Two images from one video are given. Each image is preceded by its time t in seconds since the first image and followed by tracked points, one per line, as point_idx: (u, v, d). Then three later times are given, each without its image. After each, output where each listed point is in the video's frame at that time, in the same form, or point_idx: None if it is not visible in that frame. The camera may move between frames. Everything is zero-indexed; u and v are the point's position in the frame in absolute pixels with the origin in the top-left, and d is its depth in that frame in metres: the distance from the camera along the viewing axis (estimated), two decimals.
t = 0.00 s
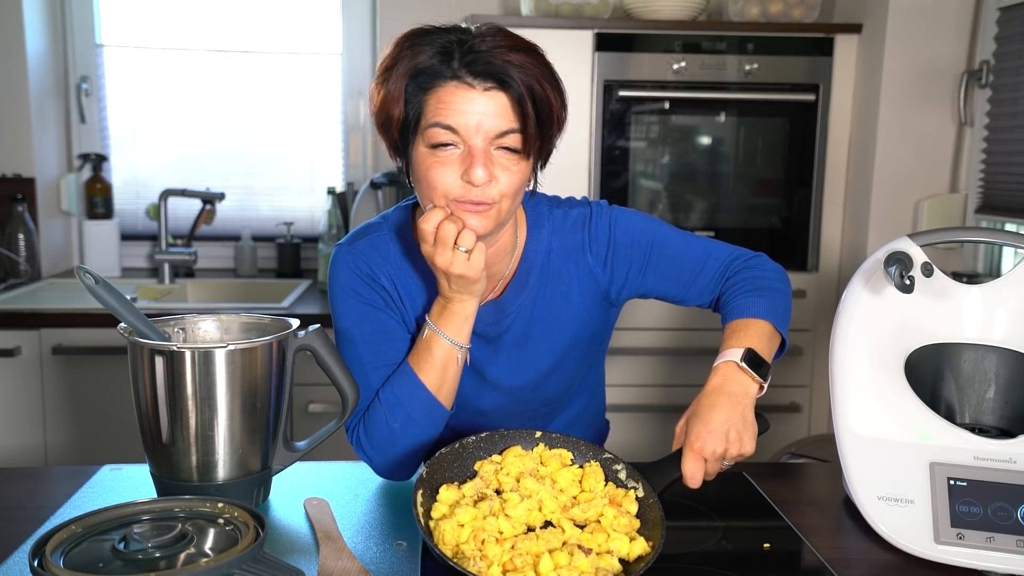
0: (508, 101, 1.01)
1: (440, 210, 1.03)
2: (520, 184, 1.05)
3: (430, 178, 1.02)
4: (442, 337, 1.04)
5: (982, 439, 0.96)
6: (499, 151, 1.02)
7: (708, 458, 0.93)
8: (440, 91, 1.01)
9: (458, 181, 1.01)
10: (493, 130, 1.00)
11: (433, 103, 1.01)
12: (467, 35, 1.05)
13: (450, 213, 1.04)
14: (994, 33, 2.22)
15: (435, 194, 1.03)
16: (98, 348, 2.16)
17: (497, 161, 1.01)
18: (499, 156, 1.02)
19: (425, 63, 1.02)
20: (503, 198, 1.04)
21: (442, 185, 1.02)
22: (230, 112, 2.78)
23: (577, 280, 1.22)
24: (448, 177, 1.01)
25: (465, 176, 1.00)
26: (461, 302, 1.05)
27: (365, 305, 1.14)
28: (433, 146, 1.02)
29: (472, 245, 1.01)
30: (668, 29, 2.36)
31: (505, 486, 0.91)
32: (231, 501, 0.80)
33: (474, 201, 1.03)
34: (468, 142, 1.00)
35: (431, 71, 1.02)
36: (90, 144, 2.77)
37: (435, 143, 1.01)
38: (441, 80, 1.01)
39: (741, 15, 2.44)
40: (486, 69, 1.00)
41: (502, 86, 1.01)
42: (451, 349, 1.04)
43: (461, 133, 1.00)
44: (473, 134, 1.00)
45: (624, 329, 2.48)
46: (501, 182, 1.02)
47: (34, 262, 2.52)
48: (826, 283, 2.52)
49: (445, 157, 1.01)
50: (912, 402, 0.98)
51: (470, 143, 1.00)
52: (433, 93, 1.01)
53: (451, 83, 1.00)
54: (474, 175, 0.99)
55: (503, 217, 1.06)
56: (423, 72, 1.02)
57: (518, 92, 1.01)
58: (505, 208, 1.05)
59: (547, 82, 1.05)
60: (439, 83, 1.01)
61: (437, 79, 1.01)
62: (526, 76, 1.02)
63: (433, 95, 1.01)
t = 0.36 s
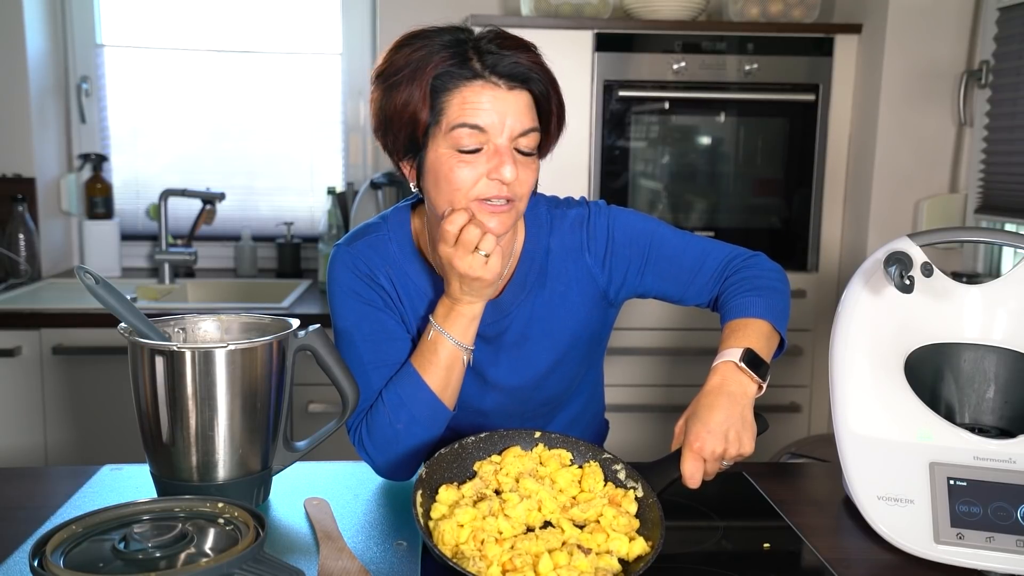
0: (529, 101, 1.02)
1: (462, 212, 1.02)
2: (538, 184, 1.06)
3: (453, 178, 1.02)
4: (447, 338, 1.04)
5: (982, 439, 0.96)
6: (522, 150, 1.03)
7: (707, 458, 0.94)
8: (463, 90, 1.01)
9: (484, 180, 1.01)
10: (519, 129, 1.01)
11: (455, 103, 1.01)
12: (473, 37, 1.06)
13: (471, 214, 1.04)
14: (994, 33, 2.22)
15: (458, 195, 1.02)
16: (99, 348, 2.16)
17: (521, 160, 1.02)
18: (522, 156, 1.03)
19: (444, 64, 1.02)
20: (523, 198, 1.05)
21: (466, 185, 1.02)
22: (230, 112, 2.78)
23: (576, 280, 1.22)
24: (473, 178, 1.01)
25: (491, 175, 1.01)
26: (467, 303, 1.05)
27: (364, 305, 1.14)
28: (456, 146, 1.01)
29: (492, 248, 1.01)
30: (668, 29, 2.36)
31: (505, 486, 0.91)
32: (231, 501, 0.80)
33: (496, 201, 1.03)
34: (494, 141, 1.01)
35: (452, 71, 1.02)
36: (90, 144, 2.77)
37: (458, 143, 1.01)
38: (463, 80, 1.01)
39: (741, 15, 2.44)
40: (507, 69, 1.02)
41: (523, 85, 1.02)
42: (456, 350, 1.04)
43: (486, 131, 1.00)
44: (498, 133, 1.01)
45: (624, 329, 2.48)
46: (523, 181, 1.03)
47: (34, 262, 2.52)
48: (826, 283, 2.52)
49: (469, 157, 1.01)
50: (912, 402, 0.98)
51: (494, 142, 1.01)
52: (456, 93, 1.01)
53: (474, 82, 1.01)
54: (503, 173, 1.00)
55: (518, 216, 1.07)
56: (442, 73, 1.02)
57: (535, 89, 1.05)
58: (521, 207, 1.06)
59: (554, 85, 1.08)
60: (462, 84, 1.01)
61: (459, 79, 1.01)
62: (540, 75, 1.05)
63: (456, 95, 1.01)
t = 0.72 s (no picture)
0: (510, 109, 1.01)
1: (432, 216, 1.02)
2: (513, 194, 1.05)
3: (425, 179, 1.02)
4: (444, 335, 1.04)
5: (982, 439, 0.96)
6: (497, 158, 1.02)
7: (705, 459, 0.93)
8: (442, 92, 1.01)
9: (453, 184, 1.01)
10: (492, 136, 1.00)
11: (435, 103, 1.01)
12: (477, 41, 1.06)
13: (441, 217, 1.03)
14: (994, 34, 2.22)
15: (428, 196, 1.03)
16: (99, 348, 2.16)
17: (492, 168, 1.01)
18: (497, 163, 1.02)
19: (432, 63, 1.03)
20: (495, 207, 1.04)
21: (436, 187, 1.01)
22: (230, 112, 2.78)
23: (574, 280, 1.22)
24: (441, 180, 1.01)
25: (459, 180, 1.00)
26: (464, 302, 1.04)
27: (362, 305, 1.14)
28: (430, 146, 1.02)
29: (467, 249, 0.99)
30: (668, 29, 2.36)
31: (503, 486, 0.91)
32: (231, 501, 0.80)
33: (466, 207, 1.02)
34: (466, 146, 1.00)
35: (438, 71, 1.02)
36: (90, 144, 2.77)
37: (432, 145, 1.01)
38: (447, 81, 1.01)
39: (741, 15, 2.44)
40: (491, 76, 1.01)
41: (504, 94, 1.01)
42: (454, 347, 1.04)
43: (460, 136, 1.00)
44: (471, 138, 1.00)
45: (624, 329, 2.48)
46: (494, 189, 1.02)
47: (34, 262, 2.52)
48: (826, 283, 2.52)
49: (441, 159, 1.01)
50: (912, 402, 0.98)
51: (467, 146, 1.00)
52: (436, 93, 1.02)
53: (454, 86, 1.01)
54: (467, 179, 0.99)
55: (493, 224, 1.06)
56: (429, 72, 1.03)
57: (520, 100, 1.02)
58: (496, 216, 1.05)
59: (549, 96, 1.06)
60: (444, 85, 1.01)
61: (443, 80, 1.02)
62: (530, 86, 1.03)
63: (437, 96, 1.02)
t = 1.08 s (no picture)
0: (519, 111, 1.02)
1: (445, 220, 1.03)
2: (526, 193, 1.06)
3: (437, 184, 1.02)
4: (449, 335, 1.05)
5: (982, 439, 0.96)
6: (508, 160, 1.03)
7: (703, 459, 0.93)
8: (450, 98, 1.01)
9: (467, 188, 1.02)
10: (506, 140, 1.01)
11: (443, 109, 1.01)
12: (472, 41, 1.05)
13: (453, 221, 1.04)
14: (994, 34, 2.22)
15: (442, 201, 1.03)
16: (99, 348, 2.16)
17: (507, 171, 1.02)
18: (508, 165, 1.03)
19: (435, 69, 1.02)
20: (508, 207, 1.05)
21: (449, 192, 1.02)
22: (229, 111, 2.78)
23: (573, 281, 1.23)
24: (457, 185, 1.02)
25: (475, 184, 1.01)
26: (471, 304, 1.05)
27: (362, 305, 1.14)
28: (442, 151, 1.02)
29: (482, 254, 1.01)
30: (668, 29, 2.36)
31: (501, 486, 0.91)
32: (231, 501, 0.80)
33: (480, 209, 1.04)
34: (479, 151, 1.01)
35: (442, 77, 1.01)
36: (90, 144, 2.77)
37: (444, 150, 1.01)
38: (454, 87, 1.01)
39: (741, 15, 2.44)
40: (500, 80, 1.01)
41: (515, 97, 1.02)
42: (460, 347, 1.05)
43: (472, 140, 1.01)
44: (484, 142, 1.01)
45: (623, 329, 2.48)
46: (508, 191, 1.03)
47: (34, 262, 2.52)
48: (826, 283, 2.52)
49: (453, 164, 1.02)
50: (912, 402, 0.98)
51: (480, 151, 1.01)
52: (445, 99, 1.01)
53: (462, 91, 1.01)
54: (486, 184, 1.00)
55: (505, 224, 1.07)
56: (433, 79, 1.02)
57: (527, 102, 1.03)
58: (508, 215, 1.06)
59: (553, 93, 1.07)
60: (452, 91, 1.01)
61: (450, 86, 1.01)
62: (535, 85, 1.04)
63: (445, 102, 1.01)
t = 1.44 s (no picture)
0: (516, 82, 1.04)
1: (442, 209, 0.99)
2: (535, 167, 1.06)
3: (445, 160, 1.02)
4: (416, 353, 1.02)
5: (982, 439, 0.96)
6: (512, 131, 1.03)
7: (702, 460, 0.93)
8: (449, 74, 1.03)
9: (475, 160, 1.01)
10: (507, 109, 1.02)
11: (444, 85, 1.02)
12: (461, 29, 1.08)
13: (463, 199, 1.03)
14: (994, 34, 2.22)
15: (452, 179, 1.02)
16: (98, 349, 2.16)
17: (513, 141, 1.03)
18: (512, 136, 1.03)
19: (430, 51, 1.04)
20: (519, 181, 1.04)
21: (458, 166, 1.01)
22: (230, 111, 2.78)
23: (576, 276, 1.22)
24: (465, 159, 1.01)
25: (482, 154, 1.01)
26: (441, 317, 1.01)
27: (363, 305, 1.14)
28: (447, 128, 1.02)
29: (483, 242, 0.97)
30: (668, 29, 2.36)
31: (500, 488, 0.91)
32: (231, 501, 0.80)
33: (489, 182, 1.02)
34: (484, 122, 1.02)
35: (439, 56, 1.03)
36: (90, 144, 2.77)
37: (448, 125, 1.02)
38: (450, 64, 1.03)
39: (741, 15, 2.44)
40: (495, 51, 1.03)
41: (511, 67, 1.04)
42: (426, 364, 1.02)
43: (475, 112, 1.02)
44: (487, 113, 1.02)
45: (623, 329, 2.48)
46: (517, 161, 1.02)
47: (35, 262, 2.52)
48: (826, 284, 2.52)
49: (459, 138, 1.02)
50: (912, 402, 0.98)
51: (484, 122, 1.02)
52: (443, 77, 1.03)
53: (460, 66, 1.03)
54: (494, 152, 1.00)
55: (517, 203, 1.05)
56: (429, 60, 1.04)
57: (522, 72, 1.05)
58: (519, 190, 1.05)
59: (545, 73, 1.10)
60: (449, 68, 1.03)
61: (447, 63, 1.03)
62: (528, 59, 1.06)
63: (444, 79, 1.03)
